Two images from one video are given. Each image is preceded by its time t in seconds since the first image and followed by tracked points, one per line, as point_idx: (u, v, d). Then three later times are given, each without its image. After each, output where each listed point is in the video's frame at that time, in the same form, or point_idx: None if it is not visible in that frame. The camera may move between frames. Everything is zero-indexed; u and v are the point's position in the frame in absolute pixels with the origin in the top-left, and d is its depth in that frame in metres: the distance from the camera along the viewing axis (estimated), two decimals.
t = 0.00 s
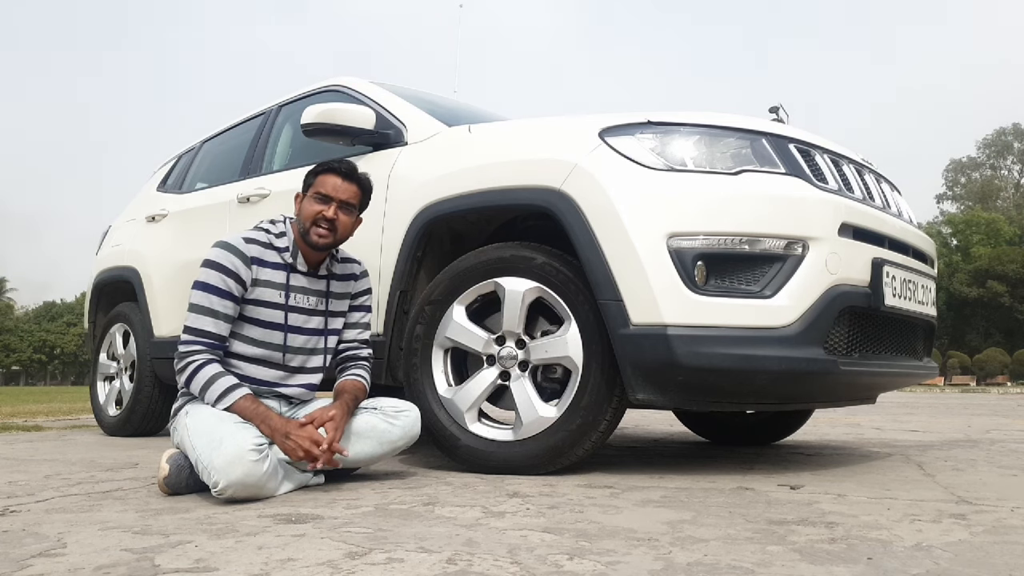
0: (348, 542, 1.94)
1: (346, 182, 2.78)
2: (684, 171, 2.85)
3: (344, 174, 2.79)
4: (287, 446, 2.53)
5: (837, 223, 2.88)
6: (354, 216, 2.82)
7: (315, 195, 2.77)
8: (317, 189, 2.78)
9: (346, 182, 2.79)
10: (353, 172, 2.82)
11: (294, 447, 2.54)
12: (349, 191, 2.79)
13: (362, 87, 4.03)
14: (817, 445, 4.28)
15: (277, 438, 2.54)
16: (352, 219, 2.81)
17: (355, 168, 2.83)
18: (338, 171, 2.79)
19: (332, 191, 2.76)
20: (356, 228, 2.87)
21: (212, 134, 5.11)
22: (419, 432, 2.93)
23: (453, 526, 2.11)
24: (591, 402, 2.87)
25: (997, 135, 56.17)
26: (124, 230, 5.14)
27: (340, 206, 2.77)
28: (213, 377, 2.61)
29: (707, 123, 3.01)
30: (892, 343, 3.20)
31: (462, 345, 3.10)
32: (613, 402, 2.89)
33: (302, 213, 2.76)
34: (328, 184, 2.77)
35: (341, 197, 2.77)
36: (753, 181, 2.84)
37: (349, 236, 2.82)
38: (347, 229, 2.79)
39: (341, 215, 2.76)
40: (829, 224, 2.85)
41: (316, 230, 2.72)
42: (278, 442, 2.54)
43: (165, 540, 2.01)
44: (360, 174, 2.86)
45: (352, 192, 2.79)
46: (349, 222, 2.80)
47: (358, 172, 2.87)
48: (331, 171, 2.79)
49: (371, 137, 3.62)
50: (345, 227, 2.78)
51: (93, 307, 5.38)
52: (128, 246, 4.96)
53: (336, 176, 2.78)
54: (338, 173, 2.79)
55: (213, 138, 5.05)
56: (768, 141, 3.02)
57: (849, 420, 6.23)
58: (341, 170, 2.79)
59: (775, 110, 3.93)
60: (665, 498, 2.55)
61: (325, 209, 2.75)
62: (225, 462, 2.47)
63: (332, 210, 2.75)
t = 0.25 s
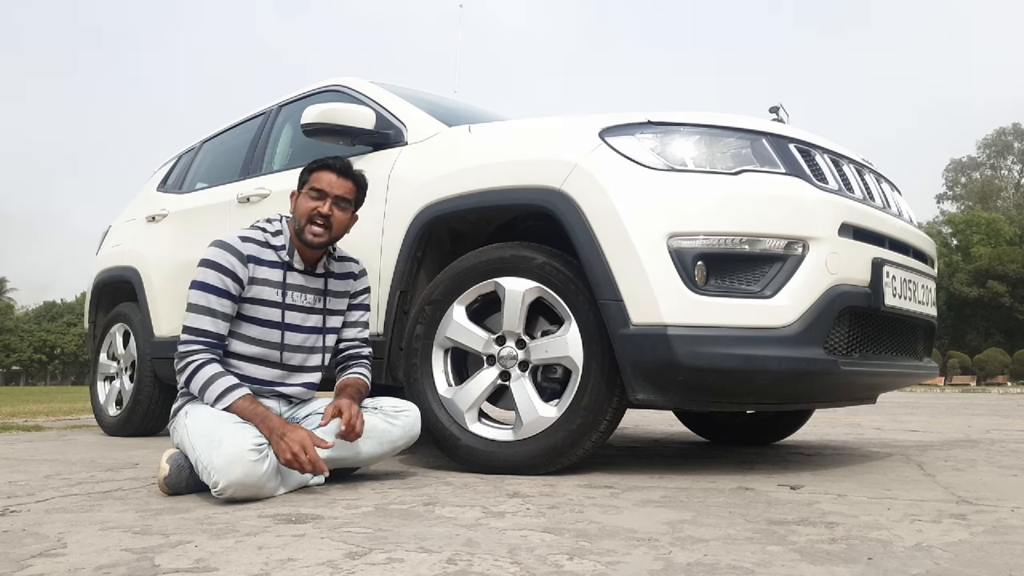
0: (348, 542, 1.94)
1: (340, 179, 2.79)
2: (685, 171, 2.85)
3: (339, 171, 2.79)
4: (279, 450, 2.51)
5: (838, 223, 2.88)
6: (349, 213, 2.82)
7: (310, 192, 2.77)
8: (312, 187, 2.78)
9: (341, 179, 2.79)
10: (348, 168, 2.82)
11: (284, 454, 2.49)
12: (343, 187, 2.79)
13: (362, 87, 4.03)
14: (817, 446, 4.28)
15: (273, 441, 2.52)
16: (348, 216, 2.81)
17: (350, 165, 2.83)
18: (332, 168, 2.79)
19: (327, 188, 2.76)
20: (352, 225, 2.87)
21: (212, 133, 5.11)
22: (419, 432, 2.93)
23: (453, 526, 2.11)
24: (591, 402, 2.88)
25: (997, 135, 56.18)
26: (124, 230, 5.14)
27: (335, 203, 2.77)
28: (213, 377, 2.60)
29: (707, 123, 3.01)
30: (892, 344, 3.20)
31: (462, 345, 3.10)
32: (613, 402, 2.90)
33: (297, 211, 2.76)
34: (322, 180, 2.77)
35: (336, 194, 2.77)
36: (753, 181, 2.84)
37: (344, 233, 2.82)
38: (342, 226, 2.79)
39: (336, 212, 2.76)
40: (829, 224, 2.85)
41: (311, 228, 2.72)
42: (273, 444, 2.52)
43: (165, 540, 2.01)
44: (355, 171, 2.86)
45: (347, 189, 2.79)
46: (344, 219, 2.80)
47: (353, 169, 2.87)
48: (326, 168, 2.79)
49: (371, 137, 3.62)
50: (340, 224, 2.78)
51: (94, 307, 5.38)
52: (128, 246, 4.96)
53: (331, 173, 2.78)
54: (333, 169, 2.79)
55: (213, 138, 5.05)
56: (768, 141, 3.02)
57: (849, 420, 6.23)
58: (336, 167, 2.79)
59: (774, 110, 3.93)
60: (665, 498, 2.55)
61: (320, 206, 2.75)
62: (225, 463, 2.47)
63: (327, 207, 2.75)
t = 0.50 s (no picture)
0: (348, 542, 1.94)
1: (339, 176, 2.78)
2: (685, 171, 2.85)
3: (338, 168, 2.79)
4: (280, 450, 2.52)
5: (838, 223, 2.87)
6: (348, 210, 2.82)
7: (308, 188, 2.77)
8: (311, 183, 2.78)
9: (340, 175, 2.78)
10: (347, 166, 2.82)
11: (286, 454, 2.51)
12: (342, 184, 2.79)
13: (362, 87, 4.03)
14: (817, 445, 4.28)
15: (274, 440, 2.53)
16: (346, 213, 2.81)
17: (348, 162, 2.83)
18: (331, 164, 2.79)
19: (325, 185, 2.76)
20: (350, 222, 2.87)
21: (212, 133, 5.11)
22: (419, 432, 2.92)
23: (453, 526, 2.11)
24: (591, 402, 2.88)
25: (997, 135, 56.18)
26: (124, 231, 5.14)
27: (333, 200, 2.77)
28: (213, 377, 2.59)
29: (707, 124, 3.01)
30: (892, 344, 3.20)
31: (462, 345, 3.10)
32: (614, 402, 2.90)
33: (296, 208, 2.76)
34: (321, 177, 2.77)
35: (334, 190, 2.77)
36: (753, 181, 2.84)
37: (343, 230, 2.82)
38: (340, 223, 2.79)
39: (335, 208, 2.76)
40: (829, 224, 2.85)
41: (309, 224, 2.72)
42: (274, 443, 2.53)
43: (165, 540, 2.01)
44: (353, 168, 2.87)
45: (345, 186, 2.79)
46: (343, 216, 2.79)
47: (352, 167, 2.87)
48: (325, 165, 2.79)
49: (371, 137, 3.62)
50: (338, 221, 2.78)
51: (94, 307, 5.38)
52: (128, 246, 4.96)
53: (329, 170, 2.78)
54: (331, 166, 2.78)
55: (213, 138, 5.05)
56: (768, 141, 3.02)
57: (849, 420, 6.23)
58: (335, 164, 2.79)
59: (774, 110, 3.94)
60: (665, 498, 2.55)
61: (318, 202, 2.75)
62: (225, 463, 2.47)
63: (326, 204, 2.75)
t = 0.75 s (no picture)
0: (348, 542, 1.94)
1: (338, 178, 2.76)
2: (685, 171, 2.85)
3: (337, 170, 2.76)
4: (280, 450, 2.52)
5: (838, 223, 2.87)
6: (347, 213, 2.80)
7: (307, 190, 2.76)
8: (310, 185, 2.76)
9: (339, 178, 2.76)
10: (347, 168, 2.79)
11: (285, 454, 2.51)
12: (341, 187, 2.77)
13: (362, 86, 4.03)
14: (817, 445, 4.28)
15: (274, 441, 2.53)
16: (345, 216, 2.79)
17: (349, 164, 2.80)
18: (331, 167, 2.76)
19: (324, 187, 2.74)
20: (349, 224, 2.86)
21: (212, 133, 5.11)
22: (419, 431, 2.92)
23: (453, 526, 2.11)
24: (591, 402, 2.87)
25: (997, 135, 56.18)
26: (124, 231, 5.14)
27: (332, 203, 2.75)
28: (213, 377, 2.59)
29: (707, 124, 3.01)
30: (892, 344, 3.21)
31: (462, 345, 3.10)
32: (614, 402, 2.90)
33: (294, 209, 2.75)
34: (321, 179, 2.75)
35: (333, 193, 2.75)
36: (753, 181, 2.84)
37: (340, 233, 2.81)
38: (338, 226, 2.77)
39: (332, 211, 2.74)
40: (829, 224, 2.85)
41: (306, 225, 2.72)
42: (274, 443, 2.53)
43: (165, 540, 2.01)
44: (354, 171, 2.84)
45: (344, 189, 2.77)
46: (341, 219, 2.78)
47: (353, 170, 2.84)
48: (325, 167, 2.77)
49: (372, 136, 3.62)
50: (337, 224, 2.77)
51: (94, 308, 5.38)
52: (128, 246, 4.96)
53: (329, 173, 2.76)
54: (331, 169, 2.76)
55: (213, 138, 5.05)
56: (768, 141, 3.01)
57: (849, 420, 6.23)
58: (335, 166, 2.76)
59: (774, 110, 3.94)
60: (665, 498, 2.55)
61: (317, 205, 2.73)
62: (225, 463, 2.47)
63: (323, 206, 2.73)
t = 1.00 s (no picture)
0: (348, 542, 1.94)
1: (341, 185, 2.73)
2: (685, 172, 2.85)
3: (340, 177, 2.74)
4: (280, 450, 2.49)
5: (838, 223, 2.88)
6: (348, 219, 2.78)
7: (309, 194, 2.74)
8: (312, 190, 2.74)
9: (341, 185, 2.73)
10: (350, 174, 2.77)
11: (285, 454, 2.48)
12: (344, 194, 2.74)
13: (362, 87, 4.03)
14: (817, 445, 4.28)
15: (274, 441, 2.50)
16: (346, 222, 2.77)
17: (352, 170, 2.77)
18: (334, 173, 2.74)
19: (327, 194, 2.72)
20: (351, 229, 2.84)
21: (212, 134, 5.11)
22: (419, 431, 2.93)
23: (453, 526, 2.11)
24: (591, 402, 2.88)
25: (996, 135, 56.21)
26: (124, 231, 5.14)
27: (333, 209, 2.73)
28: (213, 378, 2.59)
29: (707, 124, 3.01)
30: (892, 344, 3.21)
31: (462, 345, 3.10)
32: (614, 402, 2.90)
33: (296, 213, 2.75)
34: (323, 185, 2.73)
35: (335, 200, 2.72)
36: (753, 181, 2.84)
37: (342, 238, 2.79)
38: (339, 232, 2.76)
39: (334, 218, 2.72)
40: (829, 224, 2.85)
41: (307, 229, 2.72)
42: (275, 444, 2.50)
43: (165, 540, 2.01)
44: (357, 177, 2.81)
45: (346, 195, 2.75)
46: (342, 225, 2.76)
47: (356, 175, 2.81)
48: (328, 172, 2.74)
49: (372, 137, 3.62)
50: (338, 230, 2.75)
51: (93, 308, 5.38)
52: (128, 246, 4.96)
53: (331, 178, 2.73)
54: (334, 175, 2.74)
55: (213, 139, 5.05)
56: (768, 141, 3.02)
57: (849, 420, 6.23)
58: (337, 172, 2.74)
59: (774, 110, 3.94)
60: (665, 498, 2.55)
61: (318, 210, 2.72)
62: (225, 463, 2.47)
63: (325, 212, 2.71)
